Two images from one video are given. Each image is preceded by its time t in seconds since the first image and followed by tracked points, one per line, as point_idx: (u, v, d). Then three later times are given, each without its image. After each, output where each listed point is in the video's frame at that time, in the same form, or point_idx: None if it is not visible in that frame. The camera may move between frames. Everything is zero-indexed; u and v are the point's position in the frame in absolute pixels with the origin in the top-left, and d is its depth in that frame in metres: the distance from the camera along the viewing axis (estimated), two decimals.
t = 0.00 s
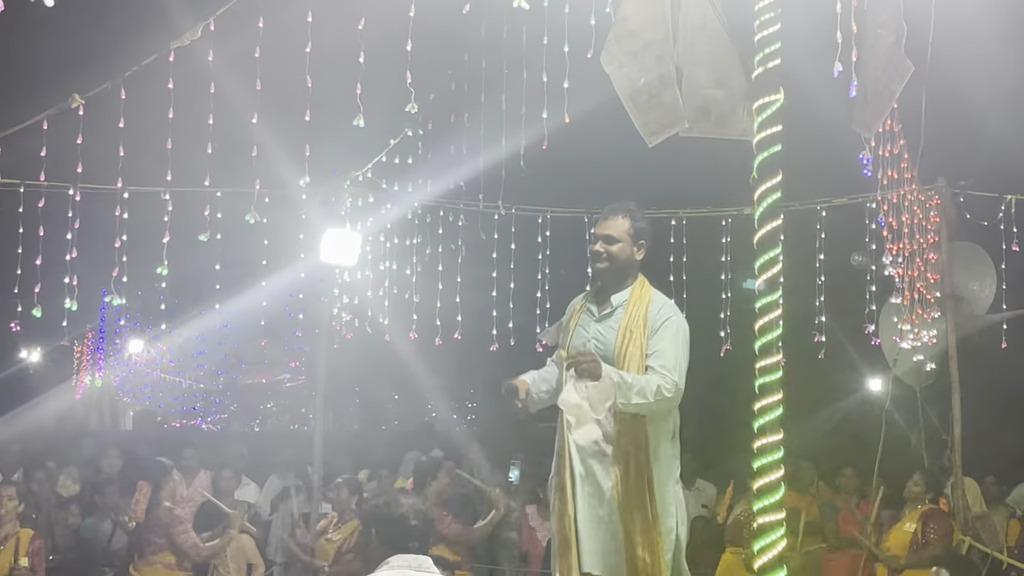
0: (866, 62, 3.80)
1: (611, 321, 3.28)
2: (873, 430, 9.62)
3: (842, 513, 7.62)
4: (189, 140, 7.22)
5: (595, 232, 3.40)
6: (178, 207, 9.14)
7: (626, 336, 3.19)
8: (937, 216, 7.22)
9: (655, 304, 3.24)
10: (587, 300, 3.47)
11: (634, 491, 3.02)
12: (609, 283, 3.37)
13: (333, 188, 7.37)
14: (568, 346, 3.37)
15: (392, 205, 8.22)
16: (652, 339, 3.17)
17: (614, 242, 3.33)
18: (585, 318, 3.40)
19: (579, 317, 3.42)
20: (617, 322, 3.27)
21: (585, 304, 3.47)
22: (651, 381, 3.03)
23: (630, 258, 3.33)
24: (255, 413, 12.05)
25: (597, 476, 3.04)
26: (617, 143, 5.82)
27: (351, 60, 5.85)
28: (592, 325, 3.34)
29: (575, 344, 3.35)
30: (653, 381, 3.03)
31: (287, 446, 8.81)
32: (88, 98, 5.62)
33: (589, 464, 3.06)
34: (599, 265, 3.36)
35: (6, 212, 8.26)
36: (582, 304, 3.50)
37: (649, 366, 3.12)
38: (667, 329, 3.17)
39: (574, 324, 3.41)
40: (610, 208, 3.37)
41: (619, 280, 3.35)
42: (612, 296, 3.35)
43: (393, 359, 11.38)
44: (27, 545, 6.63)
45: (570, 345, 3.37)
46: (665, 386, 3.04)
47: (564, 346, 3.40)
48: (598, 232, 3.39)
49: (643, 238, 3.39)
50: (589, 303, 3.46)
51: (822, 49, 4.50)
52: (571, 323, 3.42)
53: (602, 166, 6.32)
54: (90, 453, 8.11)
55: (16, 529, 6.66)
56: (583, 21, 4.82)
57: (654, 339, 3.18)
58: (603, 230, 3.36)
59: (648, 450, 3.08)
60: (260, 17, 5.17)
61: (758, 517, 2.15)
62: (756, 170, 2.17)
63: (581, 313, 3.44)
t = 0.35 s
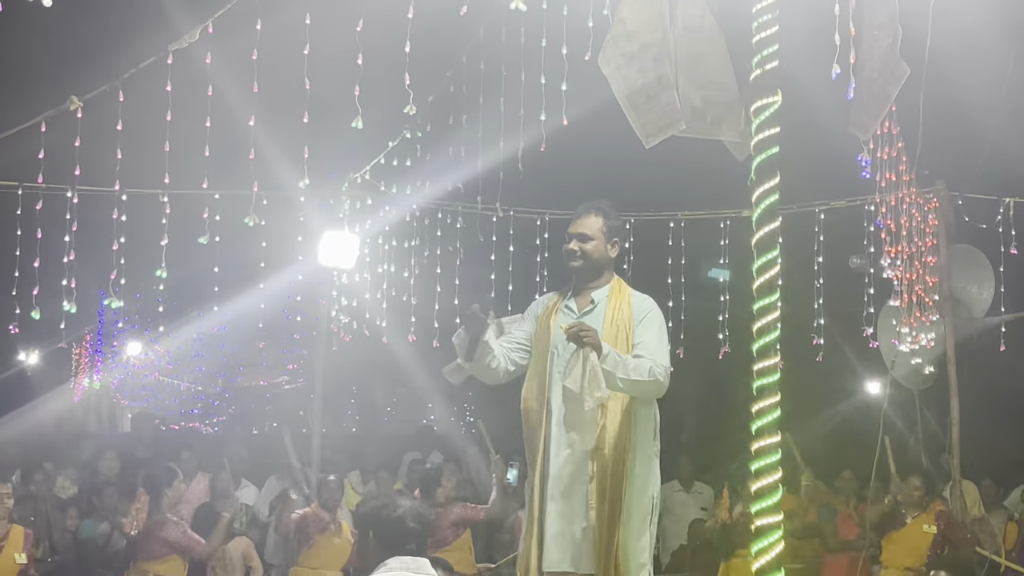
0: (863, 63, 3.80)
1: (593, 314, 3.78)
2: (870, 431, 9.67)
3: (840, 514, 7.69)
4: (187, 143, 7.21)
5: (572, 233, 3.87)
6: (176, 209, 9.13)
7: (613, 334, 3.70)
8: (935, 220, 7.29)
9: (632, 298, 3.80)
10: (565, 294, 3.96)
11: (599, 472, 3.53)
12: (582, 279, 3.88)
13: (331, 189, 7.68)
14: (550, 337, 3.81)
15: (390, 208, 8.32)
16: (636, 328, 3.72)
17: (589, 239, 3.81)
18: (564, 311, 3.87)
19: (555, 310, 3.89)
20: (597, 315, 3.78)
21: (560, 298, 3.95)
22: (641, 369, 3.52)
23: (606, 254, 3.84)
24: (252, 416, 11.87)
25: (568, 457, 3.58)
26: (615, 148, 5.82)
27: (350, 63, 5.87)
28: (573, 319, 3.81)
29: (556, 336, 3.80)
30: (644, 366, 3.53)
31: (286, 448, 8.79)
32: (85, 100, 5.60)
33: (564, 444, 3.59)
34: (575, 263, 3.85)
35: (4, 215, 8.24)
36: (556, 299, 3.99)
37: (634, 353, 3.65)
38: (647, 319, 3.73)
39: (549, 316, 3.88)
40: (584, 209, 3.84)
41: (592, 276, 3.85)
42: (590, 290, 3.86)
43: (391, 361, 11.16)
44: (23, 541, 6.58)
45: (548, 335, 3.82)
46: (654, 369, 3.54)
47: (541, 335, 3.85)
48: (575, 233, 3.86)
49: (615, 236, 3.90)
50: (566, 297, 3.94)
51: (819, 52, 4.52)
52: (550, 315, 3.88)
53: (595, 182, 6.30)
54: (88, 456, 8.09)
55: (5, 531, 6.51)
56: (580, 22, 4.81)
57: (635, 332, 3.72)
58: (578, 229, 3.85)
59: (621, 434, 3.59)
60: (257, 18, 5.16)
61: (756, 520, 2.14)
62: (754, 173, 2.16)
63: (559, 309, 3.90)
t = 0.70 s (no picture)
0: (862, 66, 3.81)
1: (586, 327, 3.36)
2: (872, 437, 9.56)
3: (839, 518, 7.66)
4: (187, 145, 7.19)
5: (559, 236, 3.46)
6: (176, 211, 9.12)
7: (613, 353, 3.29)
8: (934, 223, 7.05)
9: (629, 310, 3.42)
10: (553, 297, 3.52)
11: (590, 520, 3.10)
12: (570, 285, 3.48)
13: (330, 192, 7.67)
14: (542, 353, 3.35)
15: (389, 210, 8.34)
16: (635, 348, 3.34)
17: (582, 243, 3.42)
18: (553, 321, 3.43)
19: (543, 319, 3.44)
20: (592, 328, 3.36)
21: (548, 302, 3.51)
22: (645, 405, 3.16)
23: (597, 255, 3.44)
24: (252, 418, 11.41)
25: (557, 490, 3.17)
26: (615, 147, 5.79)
27: (349, 66, 5.87)
28: (566, 331, 3.38)
29: (548, 353, 3.34)
30: (649, 403, 3.17)
31: (285, 450, 8.76)
32: (85, 101, 5.60)
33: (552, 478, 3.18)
34: (565, 267, 3.44)
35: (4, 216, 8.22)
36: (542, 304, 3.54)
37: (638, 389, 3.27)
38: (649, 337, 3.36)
39: (539, 326, 3.42)
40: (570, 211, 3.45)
41: (583, 282, 3.46)
42: (581, 298, 3.45)
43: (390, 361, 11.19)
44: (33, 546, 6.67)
45: (539, 350, 3.37)
46: (660, 407, 3.18)
47: (533, 349, 3.39)
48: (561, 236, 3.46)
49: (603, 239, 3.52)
50: (554, 300, 3.51)
51: (817, 53, 4.53)
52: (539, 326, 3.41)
53: (597, 184, 6.35)
54: (86, 458, 8.05)
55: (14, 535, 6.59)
56: (580, 24, 4.81)
57: (636, 352, 3.35)
58: (567, 233, 3.44)
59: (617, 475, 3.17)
60: (256, 19, 5.16)
61: (754, 523, 2.13)
62: (753, 176, 2.16)
63: (546, 316, 3.46)
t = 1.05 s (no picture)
0: (861, 69, 3.82)
1: (597, 326, 3.23)
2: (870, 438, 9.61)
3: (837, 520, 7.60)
4: (185, 147, 7.18)
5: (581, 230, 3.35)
6: (173, 212, 9.10)
7: (620, 355, 3.13)
8: (932, 224, 7.29)
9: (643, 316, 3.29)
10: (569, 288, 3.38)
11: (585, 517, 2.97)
12: (583, 281, 3.34)
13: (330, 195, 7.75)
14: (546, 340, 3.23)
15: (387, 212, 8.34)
16: (642, 354, 3.20)
17: (604, 243, 3.28)
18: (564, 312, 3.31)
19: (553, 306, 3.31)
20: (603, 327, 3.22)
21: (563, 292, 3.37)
22: (644, 411, 3.00)
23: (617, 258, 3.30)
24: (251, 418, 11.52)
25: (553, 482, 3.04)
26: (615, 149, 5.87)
27: (347, 68, 5.87)
28: (575, 324, 3.26)
29: (554, 342, 3.22)
30: (650, 412, 3.01)
31: (283, 453, 8.73)
32: (83, 103, 5.59)
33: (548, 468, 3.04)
34: (587, 267, 3.30)
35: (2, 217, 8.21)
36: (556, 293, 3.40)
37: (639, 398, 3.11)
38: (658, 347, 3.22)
39: (549, 313, 3.30)
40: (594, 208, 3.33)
41: (603, 282, 3.32)
42: (596, 296, 3.32)
43: (388, 363, 11.20)
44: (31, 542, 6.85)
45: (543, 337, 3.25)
46: (660, 417, 3.02)
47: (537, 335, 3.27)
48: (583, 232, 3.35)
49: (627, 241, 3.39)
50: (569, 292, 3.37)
51: (814, 55, 4.54)
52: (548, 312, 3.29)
53: (595, 187, 6.39)
54: (84, 460, 8.01)
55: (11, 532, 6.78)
56: (578, 27, 4.83)
57: (642, 359, 3.19)
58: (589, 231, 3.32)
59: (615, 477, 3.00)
60: (255, 21, 5.15)
61: (751, 524, 2.13)
62: (749, 179, 2.17)
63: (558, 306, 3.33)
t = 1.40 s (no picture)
0: (859, 70, 3.78)
1: (603, 321, 3.43)
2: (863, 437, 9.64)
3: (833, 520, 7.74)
4: (178, 146, 7.14)
5: (573, 230, 3.52)
6: (167, 211, 9.06)
7: (634, 344, 3.38)
8: (926, 225, 7.22)
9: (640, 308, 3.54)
10: (563, 285, 3.55)
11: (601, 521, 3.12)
12: (577, 276, 3.54)
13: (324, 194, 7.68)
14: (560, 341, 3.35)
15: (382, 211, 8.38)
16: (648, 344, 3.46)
17: (601, 238, 3.50)
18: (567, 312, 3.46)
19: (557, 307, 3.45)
20: (609, 321, 3.44)
21: (559, 291, 3.52)
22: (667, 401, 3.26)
23: (613, 251, 3.53)
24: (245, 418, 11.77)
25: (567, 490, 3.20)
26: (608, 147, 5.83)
27: (341, 67, 5.86)
28: (585, 321, 3.43)
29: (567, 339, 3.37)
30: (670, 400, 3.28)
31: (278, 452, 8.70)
32: (77, 102, 5.55)
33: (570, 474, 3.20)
34: (590, 264, 3.49)
35: None
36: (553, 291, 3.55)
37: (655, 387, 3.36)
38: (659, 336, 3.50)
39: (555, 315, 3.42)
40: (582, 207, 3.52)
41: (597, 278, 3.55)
42: (594, 292, 3.53)
43: (382, 364, 10.95)
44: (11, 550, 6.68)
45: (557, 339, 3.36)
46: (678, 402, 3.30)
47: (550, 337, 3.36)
48: (573, 231, 3.54)
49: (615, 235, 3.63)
50: (564, 289, 3.54)
51: (809, 54, 4.53)
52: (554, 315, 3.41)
53: (589, 186, 6.38)
54: (78, 459, 7.95)
55: None
56: (572, 26, 4.83)
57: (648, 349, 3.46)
58: (581, 229, 3.50)
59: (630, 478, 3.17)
60: (249, 20, 5.13)
61: (745, 523, 2.14)
62: (744, 180, 2.18)
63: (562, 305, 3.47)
